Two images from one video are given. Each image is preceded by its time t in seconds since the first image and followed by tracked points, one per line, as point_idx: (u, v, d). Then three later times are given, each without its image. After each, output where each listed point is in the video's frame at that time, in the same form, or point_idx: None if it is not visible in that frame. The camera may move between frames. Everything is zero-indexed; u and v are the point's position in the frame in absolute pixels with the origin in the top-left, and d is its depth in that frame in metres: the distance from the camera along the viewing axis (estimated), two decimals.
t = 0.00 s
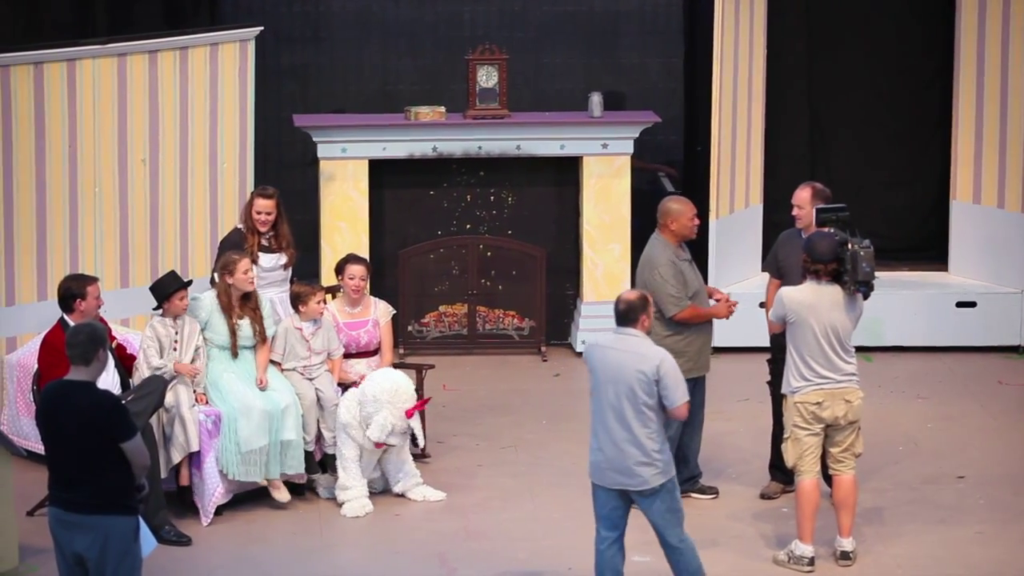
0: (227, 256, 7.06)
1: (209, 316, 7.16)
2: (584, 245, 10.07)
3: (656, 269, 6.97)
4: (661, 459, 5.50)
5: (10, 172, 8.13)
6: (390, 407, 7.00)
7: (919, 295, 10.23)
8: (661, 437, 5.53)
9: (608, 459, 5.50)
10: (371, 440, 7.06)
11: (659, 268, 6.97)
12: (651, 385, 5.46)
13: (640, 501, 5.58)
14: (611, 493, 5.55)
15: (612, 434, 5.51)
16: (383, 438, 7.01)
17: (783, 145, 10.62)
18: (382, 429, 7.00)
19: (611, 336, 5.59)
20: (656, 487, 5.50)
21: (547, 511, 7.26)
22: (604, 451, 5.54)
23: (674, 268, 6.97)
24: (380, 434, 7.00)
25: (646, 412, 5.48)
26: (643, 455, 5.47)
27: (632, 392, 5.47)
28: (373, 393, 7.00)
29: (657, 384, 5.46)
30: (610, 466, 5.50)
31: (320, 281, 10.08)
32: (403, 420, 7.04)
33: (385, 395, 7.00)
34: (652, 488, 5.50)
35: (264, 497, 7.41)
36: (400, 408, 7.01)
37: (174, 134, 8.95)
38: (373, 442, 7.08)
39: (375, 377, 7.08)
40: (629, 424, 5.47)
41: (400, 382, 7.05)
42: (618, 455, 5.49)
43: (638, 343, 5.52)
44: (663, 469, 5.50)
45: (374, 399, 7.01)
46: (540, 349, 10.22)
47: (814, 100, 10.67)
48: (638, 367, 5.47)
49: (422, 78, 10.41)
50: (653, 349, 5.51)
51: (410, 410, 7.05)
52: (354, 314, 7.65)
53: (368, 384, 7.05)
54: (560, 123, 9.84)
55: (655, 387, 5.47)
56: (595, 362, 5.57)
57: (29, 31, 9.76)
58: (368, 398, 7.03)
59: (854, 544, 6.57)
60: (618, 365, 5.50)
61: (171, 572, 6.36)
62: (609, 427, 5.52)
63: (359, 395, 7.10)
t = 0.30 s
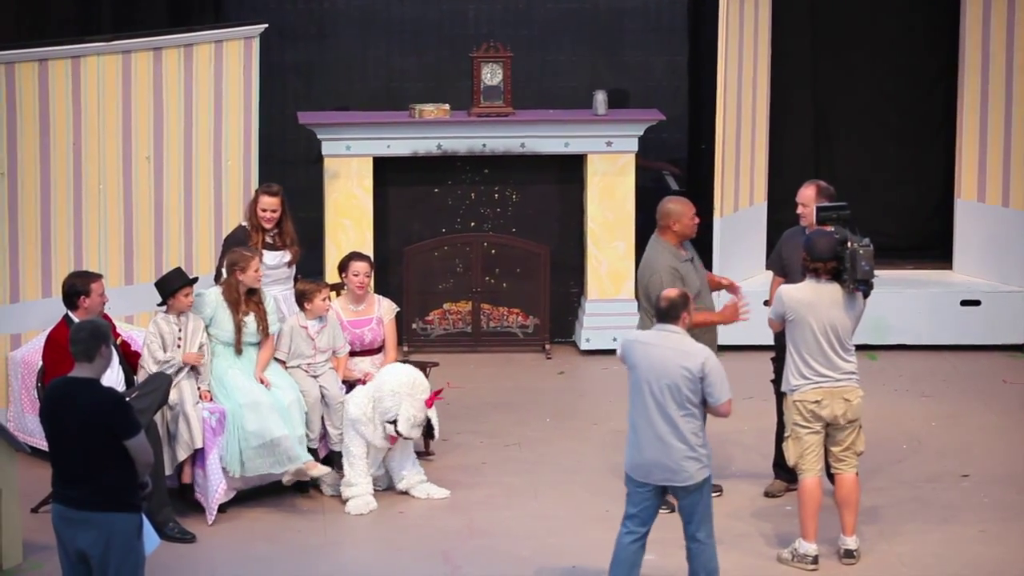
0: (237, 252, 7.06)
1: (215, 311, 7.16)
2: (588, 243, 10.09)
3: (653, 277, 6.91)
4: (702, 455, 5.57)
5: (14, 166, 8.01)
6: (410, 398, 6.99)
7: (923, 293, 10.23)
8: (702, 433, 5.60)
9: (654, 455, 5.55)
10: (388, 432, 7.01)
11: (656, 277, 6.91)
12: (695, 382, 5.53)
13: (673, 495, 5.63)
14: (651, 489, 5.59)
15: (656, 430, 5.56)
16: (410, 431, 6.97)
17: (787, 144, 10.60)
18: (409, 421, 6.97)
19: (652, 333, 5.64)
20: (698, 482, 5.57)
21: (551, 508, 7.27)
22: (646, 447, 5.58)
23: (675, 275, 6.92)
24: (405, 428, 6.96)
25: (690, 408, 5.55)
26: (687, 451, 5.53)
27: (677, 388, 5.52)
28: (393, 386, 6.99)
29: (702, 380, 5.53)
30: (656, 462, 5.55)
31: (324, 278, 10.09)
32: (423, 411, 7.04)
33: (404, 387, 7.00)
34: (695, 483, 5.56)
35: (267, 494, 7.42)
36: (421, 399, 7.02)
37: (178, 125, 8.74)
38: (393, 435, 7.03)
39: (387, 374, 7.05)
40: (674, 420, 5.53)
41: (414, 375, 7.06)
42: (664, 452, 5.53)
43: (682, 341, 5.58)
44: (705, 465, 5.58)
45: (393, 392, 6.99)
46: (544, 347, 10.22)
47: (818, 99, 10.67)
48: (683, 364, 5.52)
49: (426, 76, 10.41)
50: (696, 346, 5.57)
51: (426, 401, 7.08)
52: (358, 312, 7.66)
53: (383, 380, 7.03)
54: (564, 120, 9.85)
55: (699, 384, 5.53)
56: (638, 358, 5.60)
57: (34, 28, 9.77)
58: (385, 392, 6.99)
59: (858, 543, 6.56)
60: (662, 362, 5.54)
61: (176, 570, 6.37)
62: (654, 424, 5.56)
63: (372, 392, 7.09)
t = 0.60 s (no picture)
0: (252, 248, 7.08)
1: (226, 305, 7.18)
2: (600, 240, 10.10)
3: (658, 271, 6.93)
4: (740, 449, 5.59)
5: (24, 157, 7.95)
6: (421, 374, 7.07)
7: (935, 291, 10.21)
8: (740, 426, 5.62)
9: (694, 448, 5.55)
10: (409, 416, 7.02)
11: (660, 270, 6.92)
12: (736, 376, 5.54)
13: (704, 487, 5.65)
14: (687, 483, 5.60)
15: (696, 424, 5.56)
16: (426, 409, 7.01)
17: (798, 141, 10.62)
18: (425, 398, 7.01)
19: (692, 325, 5.65)
20: (735, 476, 5.58)
21: (561, 505, 7.27)
22: (684, 440, 5.58)
23: (682, 271, 6.89)
24: (421, 405, 6.99)
25: (730, 401, 5.57)
26: (726, 444, 5.54)
27: (718, 382, 5.53)
28: (401, 367, 7.06)
29: (743, 374, 5.55)
30: (696, 455, 5.55)
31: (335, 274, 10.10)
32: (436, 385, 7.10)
33: (412, 368, 7.07)
34: (732, 478, 5.58)
35: (278, 490, 7.43)
36: (430, 375, 7.10)
37: (189, 117, 8.74)
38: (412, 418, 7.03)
39: (393, 362, 7.11)
40: (713, 414, 5.54)
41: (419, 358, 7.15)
42: (704, 445, 5.54)
43: (722, 335, 5.59)
44: (742, 459, 5.59)
45: (403, 375, 7.05)
46: (555, 343, 10.23)
47: (829, 95, 10.65)
48: (724, 357, 5.53)
49: (437, 71, 10.42)
50: (736, 340, 5.58)
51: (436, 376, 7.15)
52: (369, 308, 7.65)
53: (391, 367, 7.09)
54: (575, 117, 9.86)
55: (739, 378, 5.55)
56: (678, 351, 5.61)
57: (45, 24, 9.80)
58: (393, 375, 7.06)
59: (868, 539, 6.55)
60: (703, 355, 5.55)
61: (187, 566, 6.38)
62: (694, 417, 5.57)
63: (383, 385, 7.11)
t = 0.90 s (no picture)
0: (265, 244, 7.12)
1: (239, 300, 7.20)
2: (610, 235, 10.10)
3: (668, 265, 6.91)
4: (762, 444, 5.59)
5: (35, 154, 7.96)
6: (422, 357, 7.12)
7: (947, 286, 10.20)
8: (763, 422, 5.62)
9: (716, 444, 5.55)
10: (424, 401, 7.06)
11: (670, 264, 6.90)
12: (759, 371, 5.54)
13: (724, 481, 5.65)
14: (709, 478, 5.60)
15: (719, 419, 5.57)
16: (436, 389, 7.04)
17: (809, 135, 10.70)
18: (433, 379, 7.06)
19: (715, 320, 5.65)
20: (757, 472, 5.59)
21: (571, 500, 7.27)
22: (707, 435, 5.59)
23: (690, 267, 6.87)
24: (430, 387, 7.04)
25: (753, 396, 5.57)
26: (749, 439, 5.55)
27: (741, 377, 5.53)
28: (401, 356, 7.12)
29: (765, 368, 5.55)
30: (719, 451, 5.55)
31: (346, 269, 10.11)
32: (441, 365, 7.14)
33: (413, 355, 7.14)
34: (754, 473, 5.58)
35: (289, 484, 7.45)
36: (433, 357, 7.16)
37: (200, 118, 8.71)
38: (426, 403, 7.06)
39: (395, 353, 7.19)
40: (736, 409, 5.54)
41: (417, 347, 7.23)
42: (727, 441, 5.54)
43: (745, 330, 5.59)
44: (764, 454, 5.60)
45: (408, 362, 7.11)
46: (565, 339, 10.23)
47: (840, 89, 10.67)
48: (748, 352, 5.53)
49: (448, 67, 10.43)
50: (759, 335, 5.57)
51: (438, 356, 7.19)
52: (380, 303, 7.65)
53: (394, 359, 7.16)
54: (586, 112, 9.86)
55: (762, 373, 5.54)
56: (702, 346, 5.61)
57: (57, 19, 9.83)
58: (399, 360, 7.13)
59: (879, 534, 6.54)
60: (726, 350, 5.55)
61: (199, 560, 6.40)
62: (717, 412, 5.57)
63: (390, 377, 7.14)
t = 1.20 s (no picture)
0: (275, 241, 7.13)
1: (248, 296, 7.20)
2: (619, 231, 10.09)
3: (681, 256, 6.85)
4: (775, 440, 5.58)
5: (44, 150, 7.97)
6: (435, 367, 7.05)
7: (956, 282, 10.19)
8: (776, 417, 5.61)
9: (729, 439, 5.55)
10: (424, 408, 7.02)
11: (684, 256, 6.84)
12: (771, 366, 5.54)
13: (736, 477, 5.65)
14: (722, 474, 5.60)
15: (732, 415, 5.57)
16: (438, 402, 6.98)
17: (817, 132, 10.72)
18: (436, 391, 6.97)
19: (727, 316, 5.66)
20: (770, 468, 5.58)
21: (579, 496, 7.27)
22: (720, 431, 5.59)
23: (703, 260, 6.81)
24: (433, 398, 6.97)
25: (766, 391, 5.56)
26: (762, 435, 5.54)
27: (754, 372, 5.53)
28: (416, 360, 7.06)
29: (778, 363, 5.54)
30: (731, 447, 5.55)
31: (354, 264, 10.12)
32: (452, 378, 7.07)
33: (428, 360, 7.06)
34: (767, 469, 5.57)
35: (298, 480, 7.46)
36: (447, 368, 7.07)
37: (209, 118, 8.69)
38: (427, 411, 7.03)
39: (412, 354, 7.12)
40: (749, 404, 5.54)
41: (436, 351, 7.15)
42: (740, 436, 5.54)
43: (758, 325, 5.59)
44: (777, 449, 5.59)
45: (420, 367, 7.05)
46: (573, 334, 10.23)
47: (850, 86, 10.72)
48: (760, 347, 5.53)
49: (457, 62, 10.43)
50: (771, 330, 5.58)
51: (453, 368, 7.11)
52: (387, 299, 7.68)
53: (408, 359, 7.10)
54: (595, 108, 9.85)
55: (775, 368, 5.54)
56: (714, 341, 5.62)
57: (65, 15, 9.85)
58: (410, 364, 7.07)
59: (886, 528, 6.54)
60: (739, 346, 5.55)
61: (207, 556, 6.41)
62: (730, 408, 5.57)
63: (401, 376, 7.14)
